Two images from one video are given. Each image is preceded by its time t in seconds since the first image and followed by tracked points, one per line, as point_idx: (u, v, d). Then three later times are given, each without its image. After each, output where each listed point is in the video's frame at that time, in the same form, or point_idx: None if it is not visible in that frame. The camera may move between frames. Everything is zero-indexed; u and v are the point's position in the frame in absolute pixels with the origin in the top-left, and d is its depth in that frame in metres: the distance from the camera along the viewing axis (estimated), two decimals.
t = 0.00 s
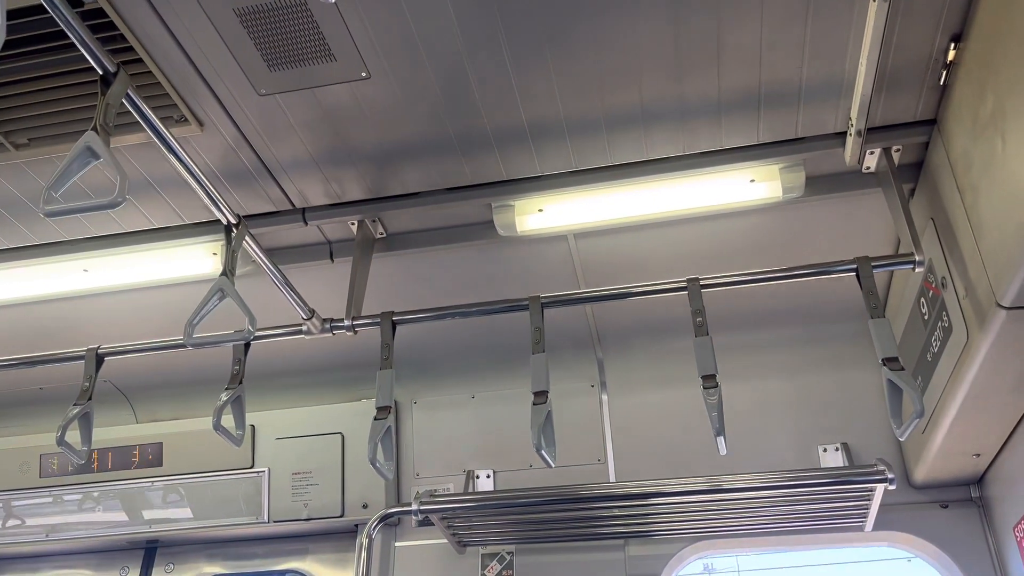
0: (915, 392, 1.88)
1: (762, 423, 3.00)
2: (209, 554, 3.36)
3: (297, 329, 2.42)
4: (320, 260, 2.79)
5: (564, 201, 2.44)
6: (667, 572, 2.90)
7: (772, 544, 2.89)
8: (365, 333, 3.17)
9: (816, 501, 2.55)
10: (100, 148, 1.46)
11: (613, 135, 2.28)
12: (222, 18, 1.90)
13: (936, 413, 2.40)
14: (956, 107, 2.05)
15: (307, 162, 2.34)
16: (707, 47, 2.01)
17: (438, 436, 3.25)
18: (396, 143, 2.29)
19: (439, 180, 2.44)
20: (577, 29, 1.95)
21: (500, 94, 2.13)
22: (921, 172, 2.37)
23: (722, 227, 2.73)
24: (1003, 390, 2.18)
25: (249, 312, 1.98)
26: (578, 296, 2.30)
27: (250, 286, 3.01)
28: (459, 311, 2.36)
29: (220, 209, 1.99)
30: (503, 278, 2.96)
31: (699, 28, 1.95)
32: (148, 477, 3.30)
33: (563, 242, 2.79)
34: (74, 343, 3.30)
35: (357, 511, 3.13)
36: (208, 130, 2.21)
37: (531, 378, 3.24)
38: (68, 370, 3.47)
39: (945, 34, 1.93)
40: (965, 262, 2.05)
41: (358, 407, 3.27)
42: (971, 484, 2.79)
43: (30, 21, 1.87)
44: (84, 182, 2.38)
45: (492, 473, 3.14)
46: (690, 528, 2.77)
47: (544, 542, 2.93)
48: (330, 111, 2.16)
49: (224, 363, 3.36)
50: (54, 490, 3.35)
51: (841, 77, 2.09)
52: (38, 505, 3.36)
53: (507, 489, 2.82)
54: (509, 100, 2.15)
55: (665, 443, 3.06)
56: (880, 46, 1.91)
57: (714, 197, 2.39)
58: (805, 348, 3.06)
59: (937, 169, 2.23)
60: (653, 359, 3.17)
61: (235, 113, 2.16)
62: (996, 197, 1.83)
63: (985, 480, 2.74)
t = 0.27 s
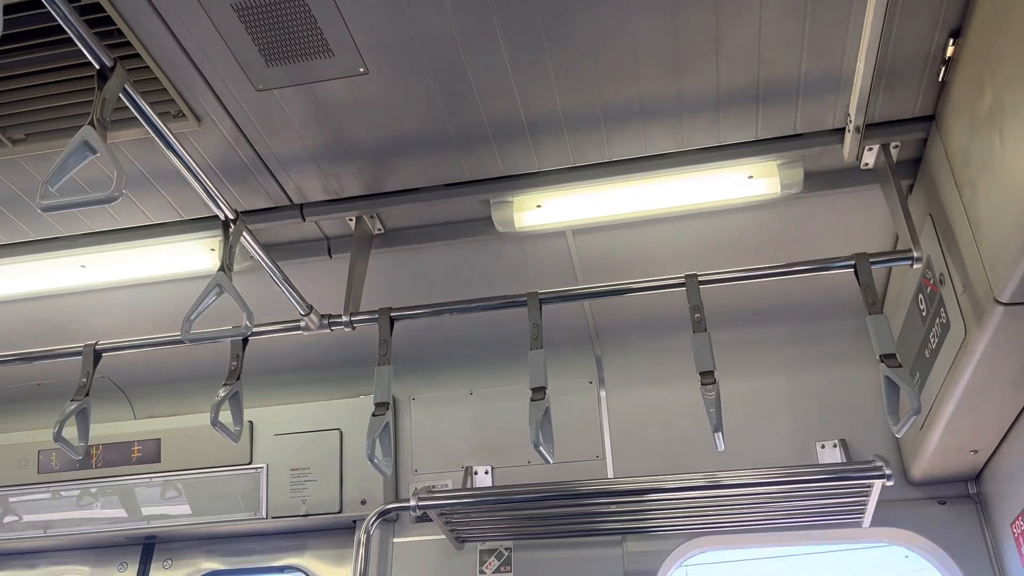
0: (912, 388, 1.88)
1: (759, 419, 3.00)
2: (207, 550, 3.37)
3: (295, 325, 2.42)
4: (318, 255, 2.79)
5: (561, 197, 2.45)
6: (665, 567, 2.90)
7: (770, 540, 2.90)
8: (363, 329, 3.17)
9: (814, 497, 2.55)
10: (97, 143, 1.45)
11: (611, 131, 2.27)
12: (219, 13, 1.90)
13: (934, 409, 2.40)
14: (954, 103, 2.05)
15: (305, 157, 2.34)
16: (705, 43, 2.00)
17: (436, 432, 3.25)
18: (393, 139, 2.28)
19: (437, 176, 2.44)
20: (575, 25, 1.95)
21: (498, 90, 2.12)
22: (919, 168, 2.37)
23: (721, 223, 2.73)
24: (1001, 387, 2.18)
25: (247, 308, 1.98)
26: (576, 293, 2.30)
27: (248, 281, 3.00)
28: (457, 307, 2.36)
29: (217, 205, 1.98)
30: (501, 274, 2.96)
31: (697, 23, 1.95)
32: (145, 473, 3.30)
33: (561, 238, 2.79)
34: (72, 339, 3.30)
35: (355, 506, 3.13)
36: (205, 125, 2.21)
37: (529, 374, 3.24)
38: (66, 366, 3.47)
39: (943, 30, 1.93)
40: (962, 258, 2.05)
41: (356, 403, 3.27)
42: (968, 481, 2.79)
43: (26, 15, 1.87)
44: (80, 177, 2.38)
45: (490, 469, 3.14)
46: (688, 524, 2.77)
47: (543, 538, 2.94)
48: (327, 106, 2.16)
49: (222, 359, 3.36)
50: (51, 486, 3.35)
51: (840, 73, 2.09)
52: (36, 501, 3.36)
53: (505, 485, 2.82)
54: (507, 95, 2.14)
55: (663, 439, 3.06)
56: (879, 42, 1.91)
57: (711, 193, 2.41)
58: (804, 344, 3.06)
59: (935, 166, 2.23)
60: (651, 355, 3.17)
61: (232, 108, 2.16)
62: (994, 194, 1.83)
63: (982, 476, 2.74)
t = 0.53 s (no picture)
0: (911, 387, 1.88)
1: (758, 418, 3.01)
2: (205, 549, 3.36)
3: (293, 324, 2.41)
4: (316, 254, 2.79)
5: (559, 196, 2.45)
6: (663, 566, 2.90)
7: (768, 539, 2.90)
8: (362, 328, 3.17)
9: (812, 496, 2.55)
10: (95, 141, 1.45)
11: (610, 130, 2.27)
12: (218, 11, 1.90)
13: (932, 408, 2.40)
14: (952, 102, 2.05)
15: (304, 156, 2.33)
16: (704, 42, 2.00)
17: (434, 431, 3.25)
18: (392, 138, 2.28)
19: (435, 174, 2.44)
20: (574, 24, 1.95)
21: (496, 88, 2.12)
22: (917, 168, 2.37)
23: (719, 222, 2.73)
24: (999, 386, 2.18)
25: (245, 307, 1.97)
26: (575, 291, 2.30)
27: (247, 280, 3.00)
28: (455, 306, 2.35)
29: (215, 203, 1.98)
30: (500, 273, 2.96)
31: (696, 22, 1.95)
32: (144, 472, 3.30)
33: (560, 237, 2.79)
34: (70, 338, 3.29)
35: (353, 505, 3.13)
36: (204, 124, 2.20)
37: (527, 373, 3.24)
38: (64, 364, 3.46)
39: (942, 29, 1.93)
40: (961, 257, 2.05)
41: (355, 402, 3.28)
42: (966, 480, 2.79)
43: (24, 14, 1.86)
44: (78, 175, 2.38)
45: (488, 468, 3.14)
46: (686, 523, 2.78)
47: (541, 537, 2.94)
48: (326, 104, 2.16)
49: (220, 358, 3.35)
50: (50, 485, 3.35)
51: (839, 72, 2.09)
52: (35, 499, 3.36)
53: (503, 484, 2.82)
54: (506, 94, 2.14)
55: (662, 438, 3.06)
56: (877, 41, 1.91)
57: (709, 192, 2.42)
58: (802, 343, 3.06)
59: (933, 165, 2.23)
60: (650, 354, 3.17)
61: (231, 107, 2.15)
62: (992, 193, 1.83)
63: (980, 475, 2.74)
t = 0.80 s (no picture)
0: (909, 383, 1.87)
1: (756, 415, 3.00)
2: (203, 545, 3.36)
3: (291, 320, 2.41)
4: (314, 250, 2.78)
5: (558, 191, 2.44)
6: (662, 563, 2.90)
7: (767, 536, 2.90)
8: (360, 324, 3.17)
9: (810, 492, 2.54)
10: (90, 134, 1.45)
11: (608, 125, 2.27)
12: (214, 6, 1.89)
13: (930, 405, 2.40)
14: (951, 98, 2.04)
15: (301, 151, 2.33)
16: (702, 37, 2.00)
17: (432, 427, 3.25)
18: (390, 133, 2.27)
19: (433, 170, 2.43)
20: (572, 19, 1.94)
21: (494, 84, 2.12)
22: (916, 163, 2.36)
23: (718, 218, 2.73)
24: (998, 382, 2.17)
25: (242, 302, 1.97)
26: (572, 287, 2.29)
27: (244, 276, 3.00)
28: (453, 302, 2.35)
29: (212, 199, 1.97)
30: (498, 269, 2.95)
31: (694, 17, 1.94)
32: (141, 468, 3.29)
33: (558, 233, 2.78)
34: (68, 334, 3.29)
35: (352, 501, 3.13)
36: (200, 119, 2.20)
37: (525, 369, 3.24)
38: (62, 360, 3.46)
39: (941, 24, 1.92)
40: (959, 253, 2.04)
41: (353, 398, 3.27)
42: (964, 476, 2.79)
43: (19, 8, 1.85)
44: (75, 169, 2.37)
45: (486, 464, 3.14)
46: (684, 519, 2.77)
47: (539, 533, 2.93)
48: (323, 99, 2.15)
49: (218, 354, 3.35)
50: (48, 481, 3.34)
51: (837, 67, 2.08)
52: (33, 495, 3.35)
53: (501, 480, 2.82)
54: (503, 89, 2.14)
55: (660, 434, 3.06)
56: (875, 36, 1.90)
57: (708, 187, 2.41)
58: (800, 339, 3.06)
59: (932, 161, 2.22)
60: (648, 350, 3.17)
61: (228, 102, 2.15)
62: (990, 189, 1.82)
63: (979, 472, 2.74)
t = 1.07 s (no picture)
0: (910, 380, 1.87)
1: (757, 411, 3.00)
2: (204, 542, 3.36)
3: (291, 316, 2.40)
4: (315, 246, 2.78)
5: (559, 187, 2.44)
6: (662, 559, 2.90)
7: (767, 533, 2.90)
8: (360, 320, 3.16)
9: (811, 489, 2.54)
10: (91, 129, 1.44)
11: (609, 121, 2.26)
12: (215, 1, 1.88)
13: (931, 401, 2.39)
14: (953, 94, 2.04)
15: (301, 147, 2.32)
16: (703, 32, 1.99)
17: (432, 424, 3.25)
18: (390, 128, 2.27)
19: (434, 166, 2.43)
20: (573, 15, 1.94)
21: (495, 79, 2.11)
22: (918, 160, 2.36)
23: (719, 214, 2.72)
24: (999, 379, 2.17)
25: (243, 298, 1.96)
26: (573, 283, 2.29)
27: (245, 272, 2.99)
28: (454, 298, 2.35)
29: (212, 194, 1.97)
30: (498, 265, 2.95)
31: (696, 13, 1.94)
32: (142, 465, 3.29)
33: (559, 229, 2.78)
34: (68, 330, 3.29)
35: (352, 498, 3.13)
36: (201, 114, 2.19)
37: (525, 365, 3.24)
38: (63, 357, 3.46)
39: (943, 20, 1.92)
40: (961, 249, 2.04)
41: (353, 395, 3.27)
42: (965, 473, 2.79)
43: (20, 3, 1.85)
44: (75, 165, 2.37)
45: (487, 461, 3.14)
46: (685, 515, 2.77)
47: (539, 530, 2.93)
48: (323, 95, 2.15)
49: (219, 350, 3.35)
50: (48, 477, 3.34)
51: (838, 63, 2.08)
52: (33, 492, 3.36)
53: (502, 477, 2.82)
54: (504, 85, 2.13)
55: (661, 431, 3.06)
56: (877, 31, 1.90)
57: (709, 183, 2.40)
58: (801, 336, 3.05)
59: (934, 157, 2.22)
60: (648, 347, 3.16)
61: (228, 97, 2.14)
62: (992, 184, 1.82)
63: (979, 469, 2.74)
